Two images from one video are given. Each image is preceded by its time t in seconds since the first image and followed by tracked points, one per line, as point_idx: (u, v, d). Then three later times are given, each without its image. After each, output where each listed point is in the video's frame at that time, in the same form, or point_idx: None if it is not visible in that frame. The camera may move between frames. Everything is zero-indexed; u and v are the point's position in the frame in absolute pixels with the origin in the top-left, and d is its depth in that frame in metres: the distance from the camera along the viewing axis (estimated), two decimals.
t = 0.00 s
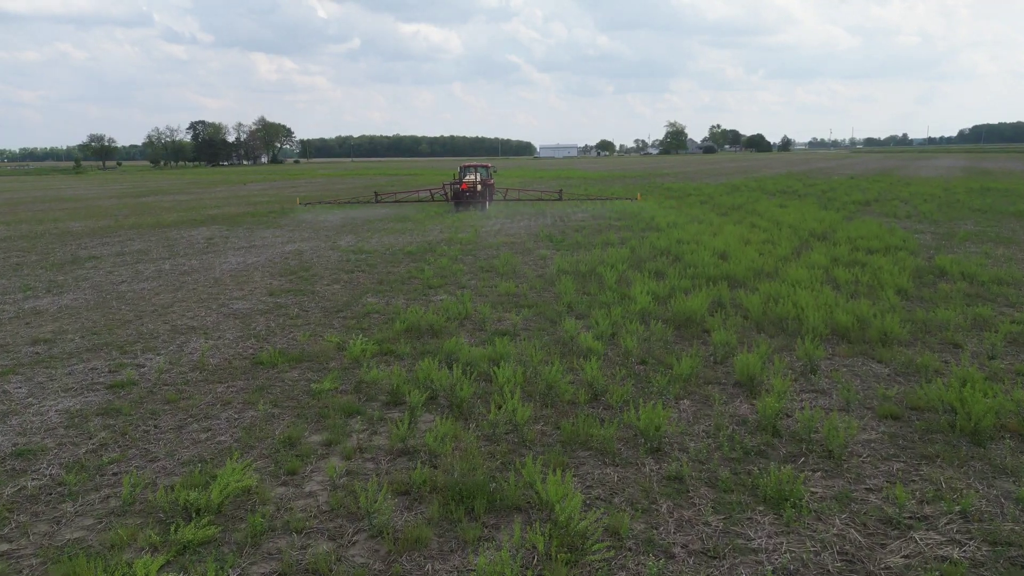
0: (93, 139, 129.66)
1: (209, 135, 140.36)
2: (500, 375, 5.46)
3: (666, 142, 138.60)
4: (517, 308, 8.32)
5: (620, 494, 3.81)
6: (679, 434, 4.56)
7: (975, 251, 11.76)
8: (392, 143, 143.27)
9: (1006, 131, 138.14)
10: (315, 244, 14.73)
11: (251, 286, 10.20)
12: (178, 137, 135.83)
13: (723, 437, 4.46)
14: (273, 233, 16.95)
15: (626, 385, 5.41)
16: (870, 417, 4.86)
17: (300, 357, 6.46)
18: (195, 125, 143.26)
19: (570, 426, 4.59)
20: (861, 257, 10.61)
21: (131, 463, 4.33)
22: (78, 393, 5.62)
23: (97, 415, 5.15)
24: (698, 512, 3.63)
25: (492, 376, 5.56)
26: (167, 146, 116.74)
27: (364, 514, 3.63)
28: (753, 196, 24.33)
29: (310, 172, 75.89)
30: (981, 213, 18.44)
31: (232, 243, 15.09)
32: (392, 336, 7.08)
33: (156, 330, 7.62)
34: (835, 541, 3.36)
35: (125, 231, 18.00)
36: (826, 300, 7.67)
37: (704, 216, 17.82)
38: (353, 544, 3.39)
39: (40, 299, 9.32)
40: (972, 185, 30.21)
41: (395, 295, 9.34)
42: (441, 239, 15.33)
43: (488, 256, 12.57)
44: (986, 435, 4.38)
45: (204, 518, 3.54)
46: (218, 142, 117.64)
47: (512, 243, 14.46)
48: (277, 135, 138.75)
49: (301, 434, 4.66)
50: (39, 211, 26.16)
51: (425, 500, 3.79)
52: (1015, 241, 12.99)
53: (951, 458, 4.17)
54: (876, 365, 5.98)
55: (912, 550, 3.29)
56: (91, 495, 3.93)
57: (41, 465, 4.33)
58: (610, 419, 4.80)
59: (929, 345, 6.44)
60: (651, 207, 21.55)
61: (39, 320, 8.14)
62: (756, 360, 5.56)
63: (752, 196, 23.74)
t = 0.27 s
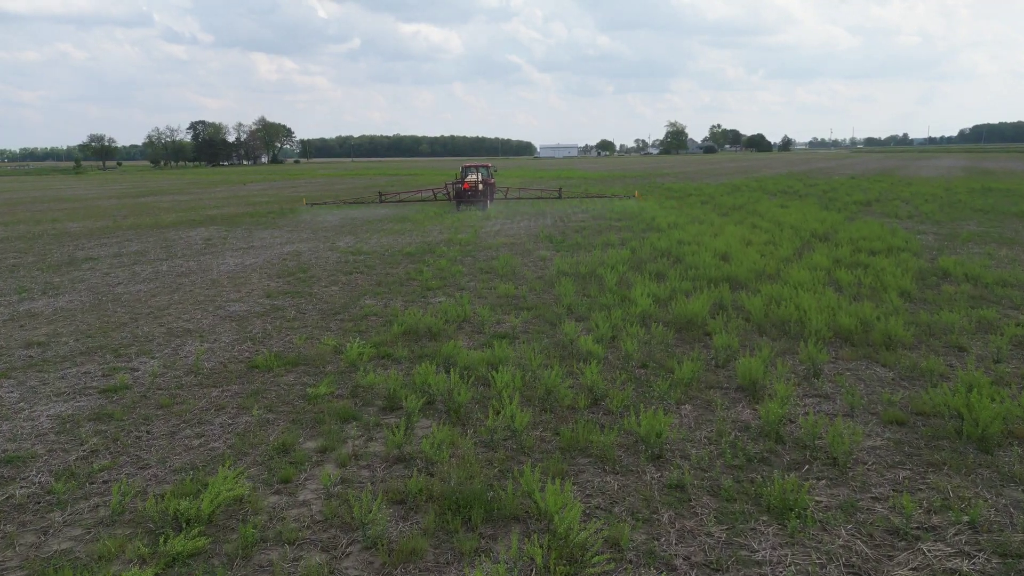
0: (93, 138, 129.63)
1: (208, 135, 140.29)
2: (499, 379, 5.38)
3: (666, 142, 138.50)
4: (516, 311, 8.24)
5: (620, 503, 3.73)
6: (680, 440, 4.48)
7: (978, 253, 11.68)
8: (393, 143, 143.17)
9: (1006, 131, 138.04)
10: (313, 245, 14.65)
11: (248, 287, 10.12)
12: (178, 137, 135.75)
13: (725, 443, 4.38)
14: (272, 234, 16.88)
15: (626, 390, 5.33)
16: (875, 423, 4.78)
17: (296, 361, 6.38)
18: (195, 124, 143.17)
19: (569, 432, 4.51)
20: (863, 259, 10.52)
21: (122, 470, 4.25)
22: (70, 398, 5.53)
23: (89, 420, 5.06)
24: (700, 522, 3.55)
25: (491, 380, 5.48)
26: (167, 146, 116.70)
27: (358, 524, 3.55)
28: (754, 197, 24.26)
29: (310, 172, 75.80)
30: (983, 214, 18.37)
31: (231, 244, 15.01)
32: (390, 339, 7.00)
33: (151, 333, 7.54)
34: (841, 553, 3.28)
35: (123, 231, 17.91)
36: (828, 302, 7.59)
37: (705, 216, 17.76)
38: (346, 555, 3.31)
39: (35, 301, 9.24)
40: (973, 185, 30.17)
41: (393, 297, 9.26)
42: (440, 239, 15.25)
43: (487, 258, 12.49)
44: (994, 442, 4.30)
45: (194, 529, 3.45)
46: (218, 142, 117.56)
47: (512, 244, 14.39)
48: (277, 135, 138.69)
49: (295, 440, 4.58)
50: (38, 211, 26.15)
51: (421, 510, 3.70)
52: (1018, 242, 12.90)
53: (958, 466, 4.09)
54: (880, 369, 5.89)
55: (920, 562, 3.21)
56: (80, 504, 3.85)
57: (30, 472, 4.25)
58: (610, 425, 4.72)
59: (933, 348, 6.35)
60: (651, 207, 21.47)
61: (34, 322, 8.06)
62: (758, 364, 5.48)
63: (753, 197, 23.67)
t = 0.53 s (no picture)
0: (93, 138, 129.63)
1: (209, 135, 140.25)
2: (498, 383, 5.29)
3: (667, 142, 138.39)
4: (516, 312, 8.15)
5: (621, 512, 3.64)
6: (682, 446, 4.40)
7: (981, 254, 11.60)
8: (393, 143, 143.09)
9: (1007, 131, 137.90)
10: (312, 246, 14.57)
11: (246, 289, 10.04)
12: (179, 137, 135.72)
13: (729, 450, 4.29)
14: (270, 234, 16.80)
15: (627, 394, 5.24)
16: (881, 428, 4.69)
17: (292, 364, 6.29)
18: (195, 124, 143.12)
19: (569, 438, 4.42)
20: (865, 259, 10.43)
21: (113, 477, 4.17)
22: (63, 402, 5.45)
23: (81, 425, 4.98)
24: (704, 532, 3.46)
25: (489, 384, 5.39)
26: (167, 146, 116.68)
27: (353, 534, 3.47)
28: (755, 197, 24.22)
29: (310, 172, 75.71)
30: (985, 214, 18.29)
31: (229, 244, 14.93)
32: (387, 342, 6.91)
33: (147, 335, 7.46)
34: (848, 564, 3.19)
35: (121, 232, 17.84)
36: (831, 304, 7.50)
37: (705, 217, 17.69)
38: (341, 567, 3.23)
39: (31, 302, 9.15)
40: (974, 185, 30.10)
41: (392, 298, 9.18)
42: (439, 240, 15.17)
43: (487, 258, 12.40)
44: (1003, 448, 4.21)
45: (185, 539, 3.37)
46: (218, 142, 117.52)
47: (512, 245, 14.31)
48: (278, 135, 138.63)
49: (290, 446, 4.50)
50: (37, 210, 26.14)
51: (417, 519, 3.62)
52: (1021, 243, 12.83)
53: (966, 473, 4.00)
54: (885, 372, 5.81)
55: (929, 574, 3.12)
56: (69, 512, 3.76)
57: (19, 479, 4.17)
58: (611, 431, 4.63)
59: (938, 351, 6.27)
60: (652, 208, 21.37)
61: (29, 324, 7.98)
62: (761, 368, 5.39)
63: (754, 197, 23.58)
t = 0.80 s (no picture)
0: (93, 138, 129.62)
1: (209, 135, 140.16)
2: (497, 387, 5.20)
3: (667, 141, 138.19)
4: (515, 314, 8.06)
5: (623, 522, 3.55)
6: (685, 452, 4.31)
7: (985, 254, 11.51)
8: (393, 142, 143.00)
9: (1007, 130, 137.77)
10: (311, 246, 14.50)
11: (243, 290, 9.95)
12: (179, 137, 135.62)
13: (733, 456, 4.20)
14: (269, 235, 16.72)
15: (628, 398, 5.15)
16: (887, 434, 4.60)
17: (288, 367, 6.20)
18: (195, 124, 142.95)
19: (569, 444, 4.34)
20: (868, 260, 10.34)
21: (104, 484, 4.08)
22: (55, 406, 5.37)
23: (72, 430, 4.89)
24: (708, 542, 3.37)
25: (488, 388, 5.31)
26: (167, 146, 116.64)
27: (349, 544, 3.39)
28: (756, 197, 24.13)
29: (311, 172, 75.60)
30: (987, 214, 18.21)
31: (227, 245, 14.85)
32: (385, 344, 6.82)
33: (142, 337, 7.37)
34: None
35: (119, 232, 17.77)
36: (835, 306, 7.41)
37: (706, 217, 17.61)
38: None
39: (26, 304, 9.07)
40: (976, 185, 30.02)
41: (390, 299, 9.10)
42: (439, 240, 15.08)
43: (488, 259, 12.32)
44: (1013, 455, 4.12)
45: (175, 550, 3.28)
46: (218, 141, 117.43)
47: (512, 245, 14.22)
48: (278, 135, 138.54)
49: (285, 452, 4.41)
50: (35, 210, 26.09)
51: (414, 528, 3.53)
52: None
53: (975, 480, 3.91)
54: (890, 375, 5.72)
55: None
56: (57, 521, 3.68)
57: (8, 486, 4.09)
58: (612, 436, 4.54)
59: (944, 354, 6.18)
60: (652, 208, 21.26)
61: (23, 326, 7.89)
62: (765, 371, 5.30)
63: (755, 197, 23.48)
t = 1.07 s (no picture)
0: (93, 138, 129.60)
1: (209, 134, 140.09)
2: (496, 391, 5.12)
3: (668, 141, 138.06)
4: (515, 316, 7.98)
5: (625, 531, 3.47)
6: (689, 458, 4.22)
7: (989, 255, 11.42)
8: (394, 142, 142.90)
9: (1008, 130, 137.60)
10: (309, 246, 14.42)
11: (241, 291, 9.87)
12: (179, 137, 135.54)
13: (737, 463, 4.12)
14: (268, 235, 16.64)
15: (630, 403, 5.06)
16: (894, 439, 4.51)
17: (284, 370, 6.12)
18: (195, 124, 142.89)
19: (570, 450, 4.25)
20: (871, 261, 10.25)
21: (95, 491, 4.00)
22: (48, 410, 5.29)
23: (65, 435, 4.81)
24: (712, 552, 3.29)
25: (488, 392, 5.22)
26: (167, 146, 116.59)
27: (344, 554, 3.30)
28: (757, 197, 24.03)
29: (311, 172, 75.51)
30: (990, 214, 18.11)
31: (226, 245, 14.77)
32: (384, 347, 6.74)
33: (137, 339, 7.29)
34: None
35: (118, 232, 17.69)
36: (838, 308, 7.32)
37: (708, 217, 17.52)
38: None
39: (21, 305, 8.99)
40: (978, 185, 29.92)
41: (389, 301, 9.02)
42: (439, 241, 14.99)
43: (487, 260, 12.23)
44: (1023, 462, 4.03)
45: (166, 560, 3.20)
46: (219, 141, 117.35)
47: (512, 246, 14.14)
48: (278, 134, 138.43)
49: (280, 458, 4.33)
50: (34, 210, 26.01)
51: (411, 537, 3.45)
52: None
53: (985, 488, 3.83)
54: (896, 379, 5.63)
55: None
56: (46, 530, 3.60)
57: None
58: (614, 442, 4.46)
59: (950, 357, 6.09)
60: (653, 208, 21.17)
61: (18, 328, 7.81)
62: (769, 375, 5.22)
63: (756, 197, 23.39)
